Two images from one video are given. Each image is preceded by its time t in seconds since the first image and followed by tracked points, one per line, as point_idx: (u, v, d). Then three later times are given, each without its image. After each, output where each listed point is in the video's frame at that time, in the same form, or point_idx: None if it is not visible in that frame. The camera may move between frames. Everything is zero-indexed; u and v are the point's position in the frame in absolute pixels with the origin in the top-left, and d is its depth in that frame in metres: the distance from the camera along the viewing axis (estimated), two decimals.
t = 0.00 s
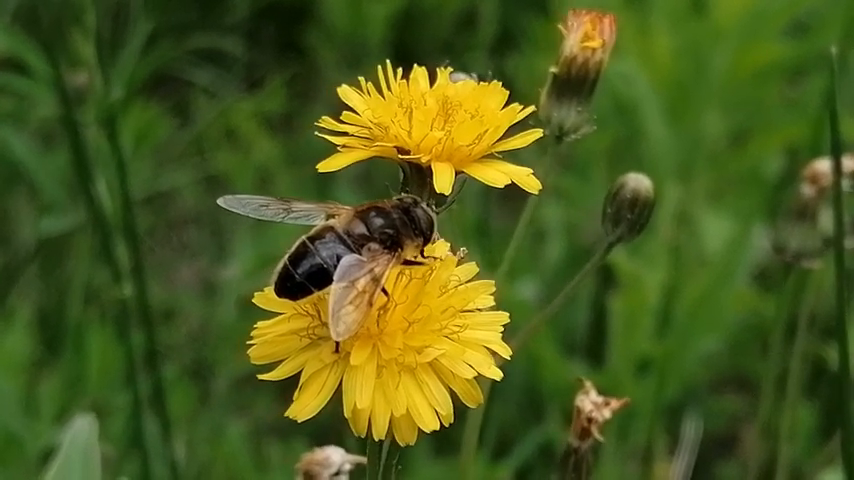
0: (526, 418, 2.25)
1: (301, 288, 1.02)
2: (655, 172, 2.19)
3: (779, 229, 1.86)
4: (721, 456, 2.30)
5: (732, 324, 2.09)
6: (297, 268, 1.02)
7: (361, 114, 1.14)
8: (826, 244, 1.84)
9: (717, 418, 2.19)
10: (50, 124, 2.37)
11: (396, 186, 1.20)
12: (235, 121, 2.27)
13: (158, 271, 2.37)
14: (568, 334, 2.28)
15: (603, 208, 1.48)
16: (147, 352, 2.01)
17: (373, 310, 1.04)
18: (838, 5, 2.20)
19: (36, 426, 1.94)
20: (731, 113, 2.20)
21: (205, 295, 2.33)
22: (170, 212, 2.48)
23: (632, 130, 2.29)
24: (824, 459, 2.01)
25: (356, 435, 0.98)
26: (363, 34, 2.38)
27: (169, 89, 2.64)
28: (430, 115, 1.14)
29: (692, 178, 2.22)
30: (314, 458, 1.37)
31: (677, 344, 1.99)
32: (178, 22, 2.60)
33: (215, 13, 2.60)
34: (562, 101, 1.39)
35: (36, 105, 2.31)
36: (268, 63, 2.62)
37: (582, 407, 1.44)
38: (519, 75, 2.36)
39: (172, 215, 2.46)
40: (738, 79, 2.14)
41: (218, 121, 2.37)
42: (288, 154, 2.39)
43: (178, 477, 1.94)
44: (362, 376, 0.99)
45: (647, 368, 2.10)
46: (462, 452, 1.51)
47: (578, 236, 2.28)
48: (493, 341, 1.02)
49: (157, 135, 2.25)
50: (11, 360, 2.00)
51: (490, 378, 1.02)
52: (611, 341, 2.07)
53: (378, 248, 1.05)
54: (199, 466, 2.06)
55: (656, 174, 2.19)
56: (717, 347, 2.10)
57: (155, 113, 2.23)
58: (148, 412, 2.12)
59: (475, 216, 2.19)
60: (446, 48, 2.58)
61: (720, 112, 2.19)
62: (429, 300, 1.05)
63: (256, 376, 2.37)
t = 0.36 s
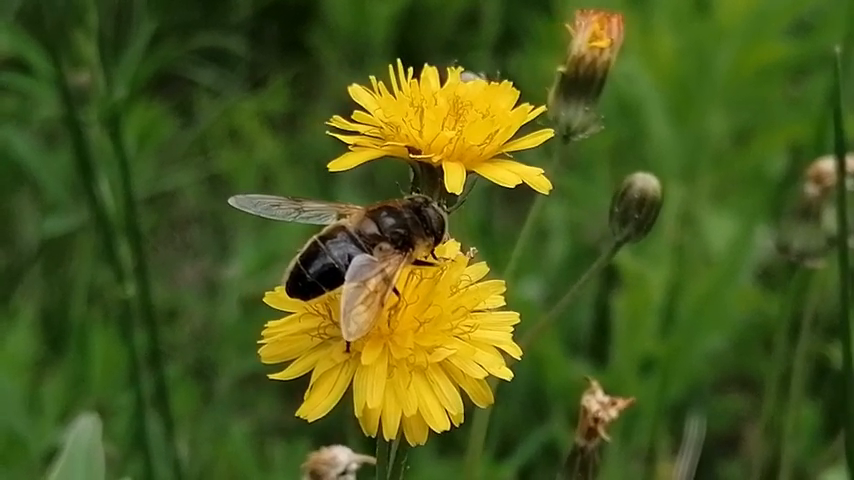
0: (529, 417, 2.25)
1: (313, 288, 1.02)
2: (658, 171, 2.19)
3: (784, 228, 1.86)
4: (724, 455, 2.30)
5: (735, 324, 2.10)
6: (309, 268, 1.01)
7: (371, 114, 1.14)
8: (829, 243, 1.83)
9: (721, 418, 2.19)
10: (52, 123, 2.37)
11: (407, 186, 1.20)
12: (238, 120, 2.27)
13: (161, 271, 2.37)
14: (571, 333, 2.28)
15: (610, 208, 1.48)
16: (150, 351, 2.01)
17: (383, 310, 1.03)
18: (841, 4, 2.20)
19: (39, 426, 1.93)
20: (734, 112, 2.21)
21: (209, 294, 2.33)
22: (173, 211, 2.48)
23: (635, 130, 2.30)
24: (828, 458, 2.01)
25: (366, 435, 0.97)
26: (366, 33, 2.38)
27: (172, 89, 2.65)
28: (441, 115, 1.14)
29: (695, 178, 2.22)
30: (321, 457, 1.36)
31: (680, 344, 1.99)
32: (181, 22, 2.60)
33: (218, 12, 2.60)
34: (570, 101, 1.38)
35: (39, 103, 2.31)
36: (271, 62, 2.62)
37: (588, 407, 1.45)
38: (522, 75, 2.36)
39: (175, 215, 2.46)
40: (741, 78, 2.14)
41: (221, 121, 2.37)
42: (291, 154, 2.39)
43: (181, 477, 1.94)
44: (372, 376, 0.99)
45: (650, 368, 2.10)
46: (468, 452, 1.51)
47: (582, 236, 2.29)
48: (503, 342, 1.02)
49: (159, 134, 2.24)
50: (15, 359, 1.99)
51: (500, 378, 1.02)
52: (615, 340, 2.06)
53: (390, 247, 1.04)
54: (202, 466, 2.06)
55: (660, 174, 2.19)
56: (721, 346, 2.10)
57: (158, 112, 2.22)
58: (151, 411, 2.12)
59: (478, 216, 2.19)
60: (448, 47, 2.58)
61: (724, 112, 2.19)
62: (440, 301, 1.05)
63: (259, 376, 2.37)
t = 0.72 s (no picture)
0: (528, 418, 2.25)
1: (314, 292, 1.02)
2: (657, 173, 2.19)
3: (782, 230, 1.86)
4: (723, 456, 2.30)
5: (734, 325, 2.10)
6: (310, 271, 1.02)
7: (372, 116, 1.14)
8: (827, 245, 1.84)
9: (719, 419, 2.20)
10: (52, 125, 2.37)
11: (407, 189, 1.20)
12: (237, 122, 2.27)
13: (160, 272, 2.38)
14: (570, 334, 2.29)
15: (608, 209, 1.48)
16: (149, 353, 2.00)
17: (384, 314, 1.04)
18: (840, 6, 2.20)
19: (39, 428, 1.93)
20: (733, 113, 2.21)
21: (208, 295, 2.34)
22: (172, 213, 2.49)
23: (634, 131, 2.30)
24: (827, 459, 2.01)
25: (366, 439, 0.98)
26: (365, 34, 2.38)
27: (171, 89, 2.66)
28: (441, 118, 1.14)
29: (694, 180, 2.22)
30: (320, 459, 1.37)
31: (680, 345, 1.99)
32: (180, 23, 2.61)
33: (217, 13, 2.61)
34: (568, 102, 1.38)
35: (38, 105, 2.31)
36: (271, 63, 2.63)
37: (587, 409, 1.45)
38: (521, 76, 2.37)
39: (174, 216, 2.46)
40: (741, 78, 2.14)
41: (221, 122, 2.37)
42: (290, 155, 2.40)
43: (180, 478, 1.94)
44: (373, 379, 1.00)
45: (649, 369, 2.10)
46: (467, 453, 1.52)
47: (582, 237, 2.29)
48: (504, 345, 1.02)
49: (159, 136, 2.24)
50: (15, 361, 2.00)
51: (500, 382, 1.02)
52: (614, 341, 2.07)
53: (391, 251, 1.05)
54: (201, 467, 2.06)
55: (658, 174, 2.20)
56: (719, 347, 2.11)
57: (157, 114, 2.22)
58: (151, 413, 2.12)
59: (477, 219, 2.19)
60: (447, 49, 2.59)
61: (722, 113, 2.19)
62: (441, 304, 1.05)
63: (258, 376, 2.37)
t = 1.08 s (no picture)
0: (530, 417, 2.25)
1: (307, 288, 1.02)
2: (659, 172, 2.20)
3: (783, 228, 1.86)
4: (724, 455, 2.30)
5: (735, 324, 2.09)
6: (303, 268, 1.02)
7: (367, 113, 1.15)
8: (828, 243, 1.83)
9: (720, 418, 2.19)
10: (54, 123, 2.37)
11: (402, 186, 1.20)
12: (239, 120, 2.28)
13: (162, 271, 2.38)
14: (571, 332, 2.28)
15: (607, 207, 1.48)
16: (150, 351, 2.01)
17: (378, 310, 1.04)
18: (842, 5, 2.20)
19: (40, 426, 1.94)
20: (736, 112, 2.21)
21: (210, 294, 2.34)
22: (174, 212, 2.49)
23: (637, 129, 2.30)
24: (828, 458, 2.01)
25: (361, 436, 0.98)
26: (367, 33, 2.38)
27: (173, 88, 2.67)
28: (436, 115, 1.14)
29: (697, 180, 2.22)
30: (318, 456, 1.37)
31: (681, 344, 1.99)
32: (182, 22, 2.61)
33: (218, 13, 2.62)
34: (566, 100, 1.39)
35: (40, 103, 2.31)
36: (273, 62, 2.63)
37: (586, 406, 1.45)
38: (522, 75, 2.37)
39: (176, 214, 2.47)
40: (743, 77, 2.13)
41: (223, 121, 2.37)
42: (292, 154, 2.40)
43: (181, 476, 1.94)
44: (367, 376, 1.00)
45: (651, 367, 2.09)
46: (466, 451, 1.52)
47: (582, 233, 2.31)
48: (498, 341, 1.03)
49: (161, 134, 2.25)
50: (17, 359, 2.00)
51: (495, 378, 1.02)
52: (615, 340, 2.06)
53: (384, 248, 1.06)
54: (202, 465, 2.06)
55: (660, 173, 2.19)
56: (721, 347, 2.10)
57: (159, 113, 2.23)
58: (152, 411, 2.12)
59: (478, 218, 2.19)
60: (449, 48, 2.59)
61: (725, 112, 2.19)
62: (435, 301, 1.06)
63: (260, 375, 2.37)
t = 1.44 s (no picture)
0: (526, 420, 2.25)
1: (293, 298, 1.02)
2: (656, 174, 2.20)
3: (780, 232, 1.85)
4: (722, 458, 2.30)
5: (732, 327, 2.09)
6: (289, 278, 1.02)
7: (356, 120, 1.15)
8: (826, 246, 1.83)
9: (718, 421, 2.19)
10: (52, 125, 2.37)
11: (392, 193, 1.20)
12: (237, 122, 2.27)
13: (159, 273, 2.39)
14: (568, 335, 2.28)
15: (600, 212, 1.47)
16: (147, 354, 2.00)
17: (365, 319, 1.03)
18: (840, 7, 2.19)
19: (37, 428, 1.93)
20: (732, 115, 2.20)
21: (207, 296, 2.34)
22: (171, 214, 2.49)
23: (633, 132, 2.30)
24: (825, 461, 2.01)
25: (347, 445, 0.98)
26: (364, 35, 2.38)
27: (170, 91, 2.69)
28: (425, 122, 1.14)
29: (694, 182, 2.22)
30: (311, 462, 1.36)
31: (679, 347, 1.98)
32: (180, 25, 2.63)
33: (216, 15, 2.62)
34: (559, 105, 1.38)
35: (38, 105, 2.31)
36: (270, 64, 2.63)
37: (579, 411, 1.44)
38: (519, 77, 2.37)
39: (174, 217, 2.47)
40: (740, 80, 2.13)
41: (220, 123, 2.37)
42: (289, 156, 2.40)
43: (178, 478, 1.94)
44: (354, 385, 0.99)
45: (648, 370, 2.09)
46: (459, 456, 1.51)
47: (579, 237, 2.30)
48: (485, 349, 1.02)
49: (158, 136, 2.24)
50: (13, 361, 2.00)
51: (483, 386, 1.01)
52: (612, 342, 2.06)
53: (369, 257, 1.06)
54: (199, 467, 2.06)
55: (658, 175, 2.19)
56: (718, 349, 2.10)
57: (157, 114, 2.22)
58: (150, 413, 2.12)
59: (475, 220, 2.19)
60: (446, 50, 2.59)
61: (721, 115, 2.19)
62: (422, 309, 1.05)
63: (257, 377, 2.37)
